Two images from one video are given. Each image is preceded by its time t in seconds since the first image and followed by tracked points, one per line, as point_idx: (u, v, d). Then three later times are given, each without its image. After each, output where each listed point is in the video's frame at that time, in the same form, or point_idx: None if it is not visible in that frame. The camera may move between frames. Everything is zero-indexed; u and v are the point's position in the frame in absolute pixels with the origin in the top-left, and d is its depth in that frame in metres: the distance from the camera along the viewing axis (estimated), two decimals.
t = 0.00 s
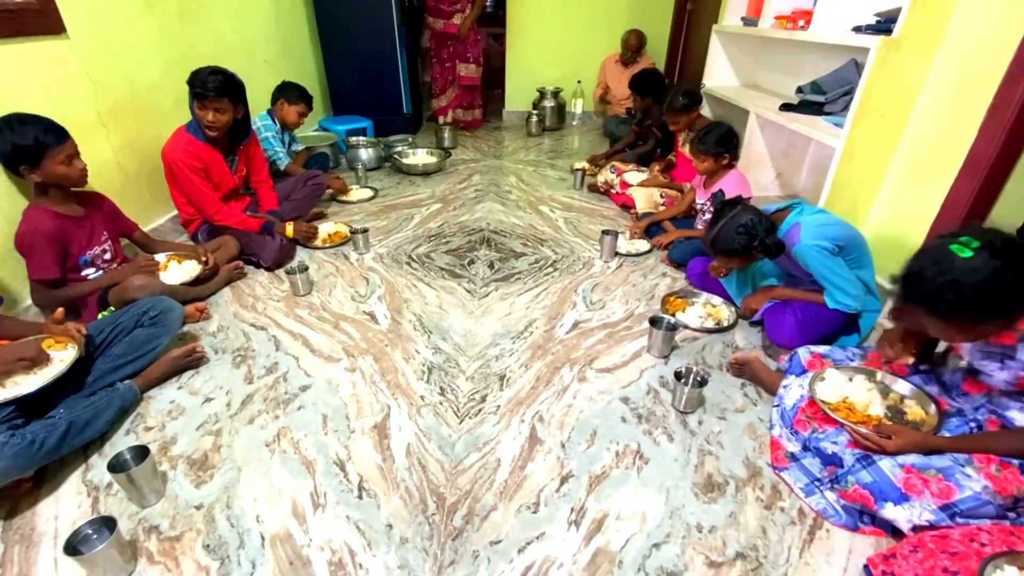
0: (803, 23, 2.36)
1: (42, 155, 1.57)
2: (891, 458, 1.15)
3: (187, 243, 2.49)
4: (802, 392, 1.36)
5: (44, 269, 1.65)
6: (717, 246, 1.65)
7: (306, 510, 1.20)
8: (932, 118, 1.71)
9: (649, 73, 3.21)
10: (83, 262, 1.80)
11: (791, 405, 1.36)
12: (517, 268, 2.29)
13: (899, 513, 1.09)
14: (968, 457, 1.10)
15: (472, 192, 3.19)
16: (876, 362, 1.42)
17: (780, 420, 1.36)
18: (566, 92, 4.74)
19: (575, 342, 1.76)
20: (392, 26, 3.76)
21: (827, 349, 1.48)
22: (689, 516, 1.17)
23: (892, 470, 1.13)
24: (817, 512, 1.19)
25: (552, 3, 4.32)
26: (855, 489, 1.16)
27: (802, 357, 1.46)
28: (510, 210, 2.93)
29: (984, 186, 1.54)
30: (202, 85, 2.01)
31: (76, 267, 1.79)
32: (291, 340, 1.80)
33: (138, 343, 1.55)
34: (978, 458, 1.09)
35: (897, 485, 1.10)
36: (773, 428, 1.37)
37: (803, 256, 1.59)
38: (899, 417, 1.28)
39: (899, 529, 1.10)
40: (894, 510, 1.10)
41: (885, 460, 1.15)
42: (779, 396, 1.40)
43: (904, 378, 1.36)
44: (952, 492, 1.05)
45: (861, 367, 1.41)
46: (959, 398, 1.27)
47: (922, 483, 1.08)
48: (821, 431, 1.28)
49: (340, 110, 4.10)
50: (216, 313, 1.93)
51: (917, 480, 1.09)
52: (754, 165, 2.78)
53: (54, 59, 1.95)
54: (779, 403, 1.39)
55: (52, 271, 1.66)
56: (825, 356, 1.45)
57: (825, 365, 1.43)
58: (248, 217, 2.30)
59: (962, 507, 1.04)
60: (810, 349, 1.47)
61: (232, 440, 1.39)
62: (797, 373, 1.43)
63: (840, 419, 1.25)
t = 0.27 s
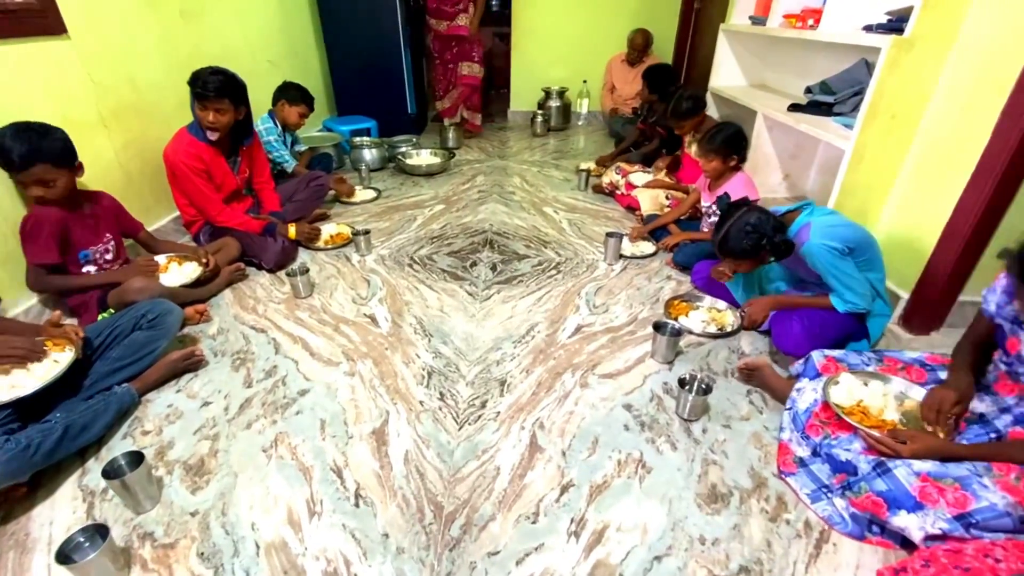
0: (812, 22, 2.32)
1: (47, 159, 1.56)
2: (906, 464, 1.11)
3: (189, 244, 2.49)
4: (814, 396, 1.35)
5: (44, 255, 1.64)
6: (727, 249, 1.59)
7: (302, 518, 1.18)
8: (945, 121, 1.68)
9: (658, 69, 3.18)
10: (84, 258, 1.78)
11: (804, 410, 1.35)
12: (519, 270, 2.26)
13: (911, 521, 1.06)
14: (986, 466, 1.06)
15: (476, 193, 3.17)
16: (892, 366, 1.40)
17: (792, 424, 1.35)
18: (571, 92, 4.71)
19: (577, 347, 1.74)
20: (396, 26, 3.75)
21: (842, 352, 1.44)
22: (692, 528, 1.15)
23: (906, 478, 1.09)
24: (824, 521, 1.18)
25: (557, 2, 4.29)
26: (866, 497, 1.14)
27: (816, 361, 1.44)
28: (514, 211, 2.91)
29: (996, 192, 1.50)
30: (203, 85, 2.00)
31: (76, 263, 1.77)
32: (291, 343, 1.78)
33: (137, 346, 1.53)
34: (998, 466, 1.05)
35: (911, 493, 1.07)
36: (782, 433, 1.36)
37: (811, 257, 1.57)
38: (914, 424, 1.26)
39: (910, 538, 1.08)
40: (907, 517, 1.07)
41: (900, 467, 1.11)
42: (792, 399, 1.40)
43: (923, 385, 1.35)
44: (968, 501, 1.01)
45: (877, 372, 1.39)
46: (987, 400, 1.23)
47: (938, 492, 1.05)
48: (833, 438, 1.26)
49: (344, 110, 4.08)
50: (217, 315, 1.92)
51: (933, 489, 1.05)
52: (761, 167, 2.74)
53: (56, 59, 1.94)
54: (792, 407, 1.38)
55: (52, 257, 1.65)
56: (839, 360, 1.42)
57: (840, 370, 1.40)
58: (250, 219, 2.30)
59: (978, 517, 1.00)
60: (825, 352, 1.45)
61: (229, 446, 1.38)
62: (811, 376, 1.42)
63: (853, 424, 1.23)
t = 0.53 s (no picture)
0: (821, 20, 2.29)
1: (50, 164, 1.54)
2: (923, 473, 1.08)
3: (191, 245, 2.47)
4: (827, 401, 1.34)
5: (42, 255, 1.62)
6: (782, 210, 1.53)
7: (302, 525, 1.16)
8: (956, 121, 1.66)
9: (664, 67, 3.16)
10: (84, 259, 1.78)
11: (817, 414, 1.34)
12: (523, 272, 2.24)
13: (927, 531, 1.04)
14: (1007, 477, 1.03)
15: (479, 193, 3.15)
16: (906, 371, 1.39)
17: (803, 429, 1.34)
18: (575, 91, 4.68)
19: (582, 350, 1.72)
20: (399, 25, 3.73)
21: (856, 355, 1.42)
22: (700, 537, 1.13)
23: (924, 488, 1.07)
24: (836, 529, 1.16)
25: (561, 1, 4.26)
26: (882, 506, 1.12)
27: (829, 363, 1.41)
28: (518, 211, 2.88)
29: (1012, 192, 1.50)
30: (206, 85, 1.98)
31: (77, 264, 1.76)
32: (292, 345, 1.77)
33: (137, 348, 1.51)
34: (1018, 478, 1.02)
35: (928, 503, 1.05)
36: (792, 439, 1.36)
37: (847, 248, 1.52)
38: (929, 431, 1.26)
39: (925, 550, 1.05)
40: (922, 527, 1.05)
41: (918, 476, 1.09)
42: (804, 403, 1.38)
43: (939, 390, 1.33)
44: (987, 513, 0.98)
45: (892, 377, 1.37)
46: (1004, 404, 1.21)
47: (956, 502, 1.02)
48: (850, 446, 1.26)
49: (347, 109, 4.07)
50: (218, 317, 1.91)
51: (950, 499, 1.03)
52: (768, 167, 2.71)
53: (57, 59, 1.93)
54: (803, 411, 1.37)
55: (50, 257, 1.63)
56: (852, 363, 1.40)
57: (853, 373, 1.38)
58: (252, 220, 2.29)
59: (998, 530, 0.97)
60: (837, 354, 1.42)
61: (229, 450, 1.36)
62: (823, 379, 1.40)
63: (871, 430, 1.22)
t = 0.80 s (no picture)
0: (829, 17, 2.25)
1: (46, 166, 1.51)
2: (941, 485, 1.07)
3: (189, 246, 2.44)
4: (836, 410, 1.32)
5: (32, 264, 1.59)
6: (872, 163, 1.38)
7: (299, 537, 1.13)
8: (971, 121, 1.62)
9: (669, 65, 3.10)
10: (77, 263, 1.74)
11: (825, 424, 1.32)
12: (526, 273, 2.20)
13: (946, 546, 1.01)
14: None
15: (481, 193, 3.11)
16: (917, 379, 1.35)
17: (812, 440, 1.32)
18: (577, 90, 4.64)
19: (586, 354, 1.68)
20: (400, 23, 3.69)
21: (866, 362, 1.40)
22: (711, 550, 1.09)
23: (941, 501, 1.05)
24: (852, 544, 1.13)
25: None
26: (898, 520, 1.10)
27: (837, 371, 1.39)
28: (520, 211, 2.85)
29: None
30: (203, 84, 1.94)
31: (69, 268, 1.73)
32: (290, 349, 1.73)
33: (131, 353, 1.47)
34: None
35: (947, 517, 1.03)
36: (801, 449, 1.33)
37: (903, 236, 1.44)
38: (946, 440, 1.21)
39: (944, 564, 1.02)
40: (941, 542, 1.02)
41: (934, 488, 1.07)
42: (811, 413, 1.37)
43: (952, 399, 1.29)
44: (1008, 527, 0.97)
45: (904, 385, 1.34)
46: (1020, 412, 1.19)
47: (975, 516, 1.00)
48: (862, 457, 1.23)
49: (347, 108, 4.03)
50: (215, 320, 1.87)
51: (968, 512, 1.01)
52: (774, 167, 2.67)
53: (51, 57, 1.89)
54: (811, 421, 1.35)
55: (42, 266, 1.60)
56: (861, 371, 1.38)
57: (862, 380, 1.36)
58: (250, 220, 2.25)
59: (1019, 544, 0.96)
60: (846, 362, 1.40)
61: (225, 458, 1.32)
62: (831, 388, 1.37)
63: (884, 441, 1.19)
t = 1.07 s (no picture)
0: (836, 16, 2.21)
1: (32, 169, 1.46)
2: (963, 503, 1.04)
3: (183, 250, 2.39)
4: (851, 421, 1.29)
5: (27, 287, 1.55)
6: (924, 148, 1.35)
7: (296, 558, 1.08)
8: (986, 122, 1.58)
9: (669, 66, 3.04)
10: (67, 274, 1.68)
11: (840, 436, 1.28)
12: (527, 277, 2.16)
13: (971, 567, 0.99)
14: None
15: (481, 194, 3.06)
16: (934, 389, 1.31)
17: (826, 452, 1.28)
18: (577, 89, 4.60)
19: (591, 362, 1.64)
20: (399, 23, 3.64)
21: (880, 372, 1.36)
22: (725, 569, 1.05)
23: (963, 518, 1.03)
24: (870, 561, 1.10)
25: None
26: (918, 538, 1.07)
27: (850, 381, 1.35)
28: (521, 213, 2.80)
29: None
30: (195, 84, 1.89)
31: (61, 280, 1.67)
32: (287, 357, 1.68)
33: (122, 363, 1.43)
34: None
35: (970, 536, 1.01)
36: (816, 461, 1.29)
37: (939, 235, 1.40)
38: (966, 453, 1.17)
39: None
40: (966, 562, 1.00)
41: (956, 505, 1.05)
42: (825, 423, 1.33)
43: (969, 409, 1.25)
44: None
45: (919, 395, 1.29)
46: None
47: (1000, 535, 0.98)
48: (877, 470, 1.19)
49: (344, 109, 3.98)
50: (210, 327, 1.82)
51: (993, 531, 0.99)
52: (778, 168, 2.63)
53: (40, 58, 1.84)
54: (825, 432, 1.32)
55: (32, 293, 1.56)
56: (875, 381, 1.34)
57: (877, 391, 1.32)
58: (246, 224, 2.20)
59: None
60: (859, 371, 1.36)
61: (218, 473, 1.27)
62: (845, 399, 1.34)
63: (898, 455, 1.15)
